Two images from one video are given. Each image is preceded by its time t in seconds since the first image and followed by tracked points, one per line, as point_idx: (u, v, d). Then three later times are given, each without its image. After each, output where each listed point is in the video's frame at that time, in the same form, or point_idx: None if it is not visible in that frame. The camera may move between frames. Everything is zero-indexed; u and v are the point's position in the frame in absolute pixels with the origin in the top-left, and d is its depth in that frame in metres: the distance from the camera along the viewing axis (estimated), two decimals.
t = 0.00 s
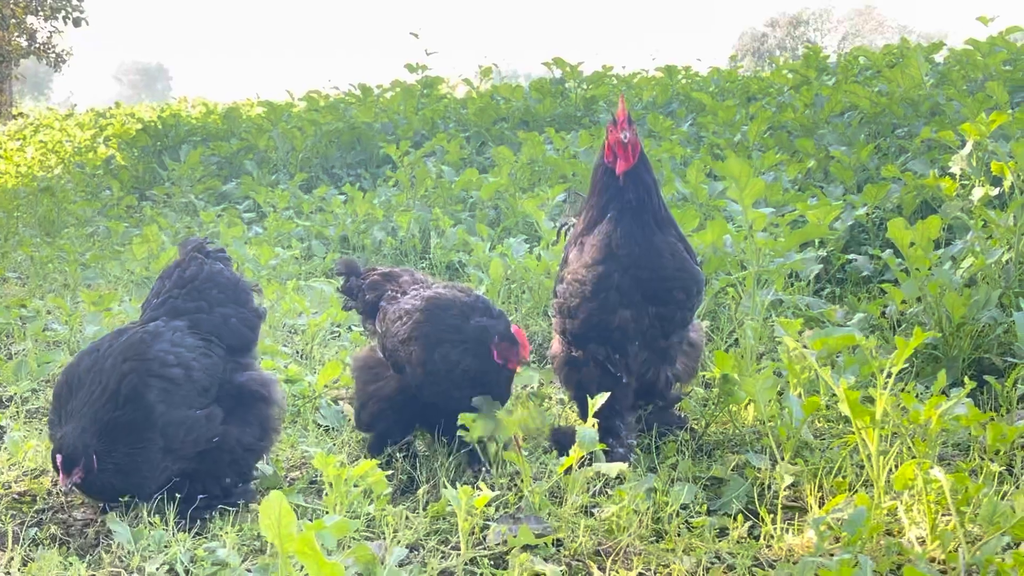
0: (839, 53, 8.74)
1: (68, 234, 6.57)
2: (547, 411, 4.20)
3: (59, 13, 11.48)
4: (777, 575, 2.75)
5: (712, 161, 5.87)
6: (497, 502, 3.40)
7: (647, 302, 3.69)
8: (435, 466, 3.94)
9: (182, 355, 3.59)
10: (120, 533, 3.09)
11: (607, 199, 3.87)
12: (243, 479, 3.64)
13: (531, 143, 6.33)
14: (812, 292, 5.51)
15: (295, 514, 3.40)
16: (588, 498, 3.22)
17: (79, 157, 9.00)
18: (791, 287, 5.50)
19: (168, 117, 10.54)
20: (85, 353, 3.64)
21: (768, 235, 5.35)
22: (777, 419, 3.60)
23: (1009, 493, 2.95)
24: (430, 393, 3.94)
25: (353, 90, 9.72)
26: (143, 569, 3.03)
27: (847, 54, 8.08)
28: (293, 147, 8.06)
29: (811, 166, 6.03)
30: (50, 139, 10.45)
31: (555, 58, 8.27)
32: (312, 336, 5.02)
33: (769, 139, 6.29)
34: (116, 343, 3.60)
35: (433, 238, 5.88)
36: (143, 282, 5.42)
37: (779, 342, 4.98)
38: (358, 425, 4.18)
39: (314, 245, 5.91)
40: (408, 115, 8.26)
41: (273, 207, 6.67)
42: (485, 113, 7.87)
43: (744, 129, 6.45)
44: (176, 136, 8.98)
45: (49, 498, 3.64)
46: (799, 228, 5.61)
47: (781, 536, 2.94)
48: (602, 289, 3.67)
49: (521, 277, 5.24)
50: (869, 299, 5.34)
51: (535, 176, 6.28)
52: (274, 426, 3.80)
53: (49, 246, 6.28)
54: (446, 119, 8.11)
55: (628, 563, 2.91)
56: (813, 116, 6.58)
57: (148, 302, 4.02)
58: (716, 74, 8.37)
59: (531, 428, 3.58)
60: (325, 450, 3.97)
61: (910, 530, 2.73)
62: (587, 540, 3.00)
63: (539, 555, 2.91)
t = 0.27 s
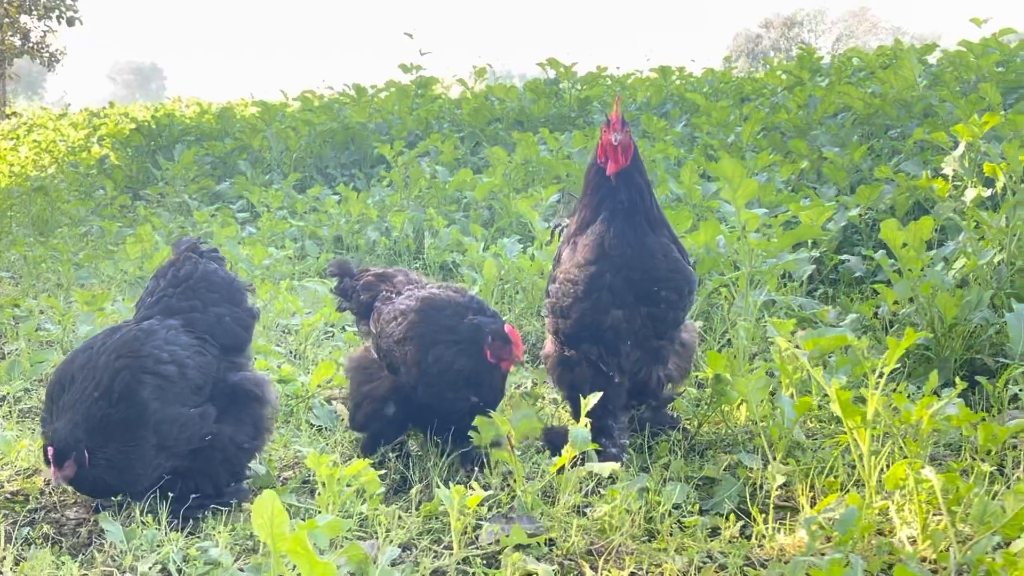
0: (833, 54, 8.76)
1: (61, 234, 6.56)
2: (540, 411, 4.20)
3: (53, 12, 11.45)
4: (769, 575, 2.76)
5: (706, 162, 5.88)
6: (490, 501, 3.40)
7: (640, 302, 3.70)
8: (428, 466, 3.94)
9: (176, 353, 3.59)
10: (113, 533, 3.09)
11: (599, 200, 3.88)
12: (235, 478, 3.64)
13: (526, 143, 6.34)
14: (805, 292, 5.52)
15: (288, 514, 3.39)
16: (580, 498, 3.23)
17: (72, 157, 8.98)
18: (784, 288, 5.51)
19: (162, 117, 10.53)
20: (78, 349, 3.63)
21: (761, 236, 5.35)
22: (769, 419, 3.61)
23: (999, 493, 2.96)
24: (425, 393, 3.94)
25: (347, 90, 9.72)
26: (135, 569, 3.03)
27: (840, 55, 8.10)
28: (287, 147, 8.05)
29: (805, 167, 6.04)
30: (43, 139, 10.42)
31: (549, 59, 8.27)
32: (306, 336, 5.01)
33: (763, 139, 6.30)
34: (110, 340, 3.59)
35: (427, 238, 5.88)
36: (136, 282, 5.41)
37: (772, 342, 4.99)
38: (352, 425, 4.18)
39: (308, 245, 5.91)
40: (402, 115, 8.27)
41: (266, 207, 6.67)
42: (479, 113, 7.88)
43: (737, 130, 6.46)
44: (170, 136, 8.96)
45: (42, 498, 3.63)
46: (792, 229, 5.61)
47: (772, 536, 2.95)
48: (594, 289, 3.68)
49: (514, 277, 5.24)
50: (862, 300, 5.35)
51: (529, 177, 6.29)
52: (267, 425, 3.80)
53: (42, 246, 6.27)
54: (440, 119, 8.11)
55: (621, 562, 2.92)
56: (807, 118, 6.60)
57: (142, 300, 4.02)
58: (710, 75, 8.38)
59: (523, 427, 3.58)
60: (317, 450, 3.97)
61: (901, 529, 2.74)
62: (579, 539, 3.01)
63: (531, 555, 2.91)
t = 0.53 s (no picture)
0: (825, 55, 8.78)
1: (52, 235, 6.56)
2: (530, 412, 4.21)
3: (45, 12, 11.44)
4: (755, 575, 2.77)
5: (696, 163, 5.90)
6: (479, 502, 3.41)
7: (627, 303, 3.71)
8: (417, 467, 3.95)
9: (166, 349, 3.62)
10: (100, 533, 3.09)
11: (587, 201, 3.88)
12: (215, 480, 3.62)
13: (517, 144, 6.34)
14: (795, 293, 5.54)
15: (277, 514, 3.40)
16: (569, 499, 3.23)
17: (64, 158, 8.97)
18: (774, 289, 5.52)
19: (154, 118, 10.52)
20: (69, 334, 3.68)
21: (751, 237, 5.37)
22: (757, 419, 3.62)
23: (985, 493, 2.97)
24: (413, 394, 3.95)
25: (339, 91, 9.73)
26: (123, 569, 3.03)
27: (831, 57, 8.12)
28: (280, 148, 8.05)
29: (795, 169, 6.06)
30: (35, 139, 10.41)
31: (542, 60, 8.29)
32: (296, 337, 5.02)
33: (754, 141, 6.32)
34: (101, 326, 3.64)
35: (418, 239, 5.88)
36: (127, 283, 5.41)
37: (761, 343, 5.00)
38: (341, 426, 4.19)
39: (299, 246, 5.91)
40: (394, 115, 8.28)
41: (258, 207, 6.67)
42: (471, 114, 7.89)
43: (728, 132, 6.48)
44: (162, 136, 8.96)
45: (31, 498, 3.63)
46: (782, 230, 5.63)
47: (759, 536, 2.96)
48: (582, 290, 3.69)
49: (505, 278, 5.25)
50: (851, 301, 5.37)
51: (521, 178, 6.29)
52: (253, 429, 3.79)
53: (33, 246, 6.26)
54: (432, 120, 8.12)
55: (608, 562, 2.92)
56: (797, 119, 6.62)
57: (138, 300, 4.06)
58: (702, 77, 8.40)
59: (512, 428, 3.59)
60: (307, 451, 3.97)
61: (887, 530, 2.75)
62: (567, 539, 3.01)
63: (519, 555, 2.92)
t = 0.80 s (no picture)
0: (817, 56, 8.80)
1: (44, 235, 6.55)
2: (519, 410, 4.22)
3: (38, 13, 11.42)
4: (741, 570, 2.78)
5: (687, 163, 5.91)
6: (467, 499, 3.41)
7: (615, 301, 3.72)
8: (406, 465, 3.95)
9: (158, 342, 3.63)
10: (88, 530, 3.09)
11: (577, 200, 3.89)
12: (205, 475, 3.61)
13: (509, 145, 6.35)
14: (785, 293, 5.55)
15: (266, 512, 3.40)
16: (557, 496, 3.24)
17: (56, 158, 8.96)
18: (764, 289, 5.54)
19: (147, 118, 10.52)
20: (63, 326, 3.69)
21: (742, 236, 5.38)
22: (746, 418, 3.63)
23: (971, 490, 2.98)
24: (403, 390, 3.96)
25: (333, 92, 9.73)
26: (111, 567, 3.03)
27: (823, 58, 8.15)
28: (272, 148, 8.06)
29: (786, 169, 6.07)
30: (28, 140, 10.40)
31: (534, 60, 8.30)
32: (287, 337, 5.02)
33: (745, 141, 6.34)
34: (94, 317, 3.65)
35: (409, 239, 5.89)
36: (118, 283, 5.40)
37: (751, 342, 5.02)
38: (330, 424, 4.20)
39: (290, 246, 5.91)
40: (387, 116, 8.28)
41: (250, 208, 6.67)
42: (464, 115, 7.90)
43: (720, 132, 6.50)
44: (155, 137, 8.96)
45: (20, 496, 3.63)
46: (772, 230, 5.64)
47: (746, 533, 2.96)
48: (571, 288, 3.70)
49: (496, 278, 5.26)
50: (841, 301, 5.38)
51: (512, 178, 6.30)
52: (244, 425, 3.78)
53: (24, 246, 6.26)
54: (425, 120, 8.13)
55: (595, 559, 2.93)
56: (788, 120, 6.64)
57: (133, 295, 4.06)
58: (694, 78, 8.42)
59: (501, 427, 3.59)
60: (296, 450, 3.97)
61: (874, 526, 2.76)
62: (554, 536, 3.02)
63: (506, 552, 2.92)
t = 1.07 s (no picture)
0: (807, 59, 8.81)
1: (32, 238, 6.53)
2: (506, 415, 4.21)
3: (27, 14, 11.39)
4: None
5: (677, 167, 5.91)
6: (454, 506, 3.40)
7: (603, 306, 3.71)
8: (393, 471, 3.94)
9: (145, 346, 3.62)
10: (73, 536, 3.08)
11: (564, 205, 3.89)
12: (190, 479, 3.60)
13: (499, 148, 6.35)
14: (774, 296, 5.56)
15: (252, 518, 3.39)
16: (543, 502, 3.23)
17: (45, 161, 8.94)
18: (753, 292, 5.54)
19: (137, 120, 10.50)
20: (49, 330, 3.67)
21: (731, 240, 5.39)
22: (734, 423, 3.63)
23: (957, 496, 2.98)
24: (395, 391, 3.93)
25: (323, 94, 9.72)
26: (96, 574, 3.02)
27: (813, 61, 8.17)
28: (262, 151, 8.04)
29: (775, 173, 6.08)
30: (17, 142, 10.37)
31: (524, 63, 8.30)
32: (275, 341, 5.01)
33: (734, 145, 6.35)
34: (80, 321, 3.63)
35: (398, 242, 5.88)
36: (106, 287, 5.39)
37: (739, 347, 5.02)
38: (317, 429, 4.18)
39: (279, 249, 5.90)
40: (377, 119, 8.28)
41: (239, 211, 6.65)
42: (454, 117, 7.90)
43: (709, 136, 6.50)
44: (144, 139, 8.94)
45: (5, 502, 3.62)
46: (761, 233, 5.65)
47: (733, 539, 2.96)
48: (559, 293, 3.70)
49: (485, 281, 5.25)
50: (830, 304, 5.39)
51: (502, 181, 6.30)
52: (230, 430, 3.77)
53: (12, 250, 6.23)
54: (415, 123, 8.12)
55: (582, 565, 2.93)
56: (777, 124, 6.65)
57: (121, 300, 4.05)
58: (684, 81, 8.44)
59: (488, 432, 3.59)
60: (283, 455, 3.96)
61: (861, 532, 2.77)
62: (541, 543, 3.01)
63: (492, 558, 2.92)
